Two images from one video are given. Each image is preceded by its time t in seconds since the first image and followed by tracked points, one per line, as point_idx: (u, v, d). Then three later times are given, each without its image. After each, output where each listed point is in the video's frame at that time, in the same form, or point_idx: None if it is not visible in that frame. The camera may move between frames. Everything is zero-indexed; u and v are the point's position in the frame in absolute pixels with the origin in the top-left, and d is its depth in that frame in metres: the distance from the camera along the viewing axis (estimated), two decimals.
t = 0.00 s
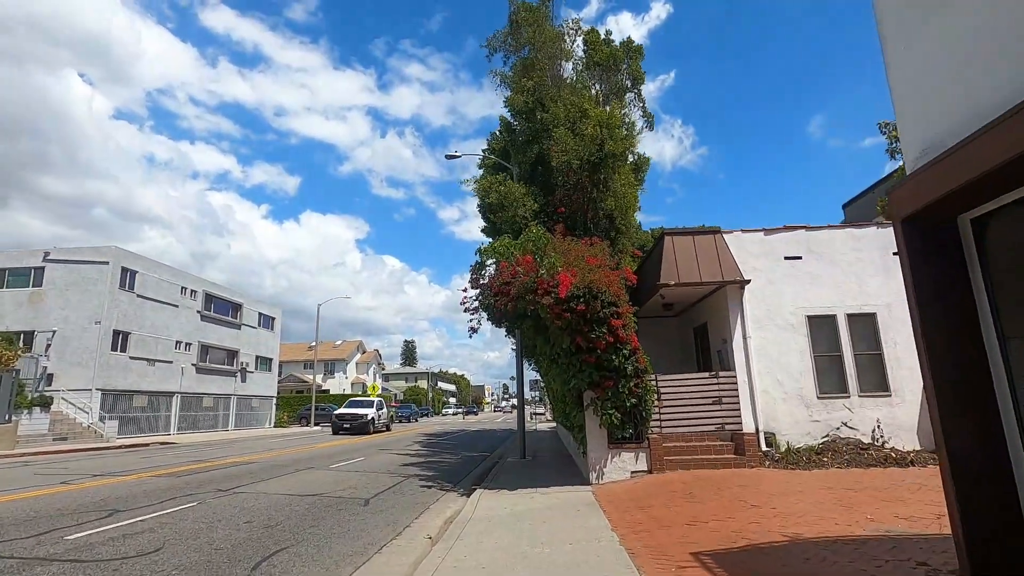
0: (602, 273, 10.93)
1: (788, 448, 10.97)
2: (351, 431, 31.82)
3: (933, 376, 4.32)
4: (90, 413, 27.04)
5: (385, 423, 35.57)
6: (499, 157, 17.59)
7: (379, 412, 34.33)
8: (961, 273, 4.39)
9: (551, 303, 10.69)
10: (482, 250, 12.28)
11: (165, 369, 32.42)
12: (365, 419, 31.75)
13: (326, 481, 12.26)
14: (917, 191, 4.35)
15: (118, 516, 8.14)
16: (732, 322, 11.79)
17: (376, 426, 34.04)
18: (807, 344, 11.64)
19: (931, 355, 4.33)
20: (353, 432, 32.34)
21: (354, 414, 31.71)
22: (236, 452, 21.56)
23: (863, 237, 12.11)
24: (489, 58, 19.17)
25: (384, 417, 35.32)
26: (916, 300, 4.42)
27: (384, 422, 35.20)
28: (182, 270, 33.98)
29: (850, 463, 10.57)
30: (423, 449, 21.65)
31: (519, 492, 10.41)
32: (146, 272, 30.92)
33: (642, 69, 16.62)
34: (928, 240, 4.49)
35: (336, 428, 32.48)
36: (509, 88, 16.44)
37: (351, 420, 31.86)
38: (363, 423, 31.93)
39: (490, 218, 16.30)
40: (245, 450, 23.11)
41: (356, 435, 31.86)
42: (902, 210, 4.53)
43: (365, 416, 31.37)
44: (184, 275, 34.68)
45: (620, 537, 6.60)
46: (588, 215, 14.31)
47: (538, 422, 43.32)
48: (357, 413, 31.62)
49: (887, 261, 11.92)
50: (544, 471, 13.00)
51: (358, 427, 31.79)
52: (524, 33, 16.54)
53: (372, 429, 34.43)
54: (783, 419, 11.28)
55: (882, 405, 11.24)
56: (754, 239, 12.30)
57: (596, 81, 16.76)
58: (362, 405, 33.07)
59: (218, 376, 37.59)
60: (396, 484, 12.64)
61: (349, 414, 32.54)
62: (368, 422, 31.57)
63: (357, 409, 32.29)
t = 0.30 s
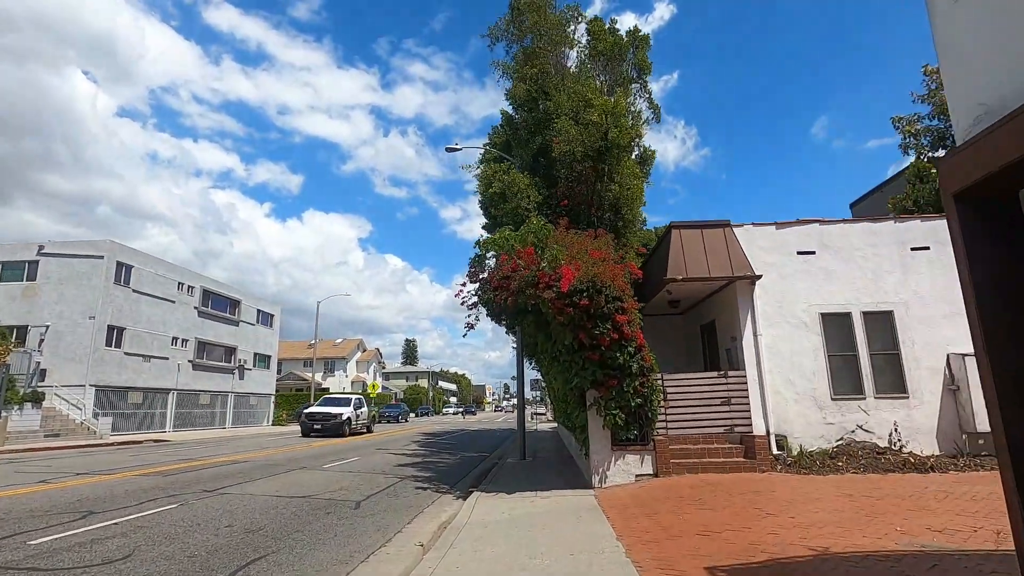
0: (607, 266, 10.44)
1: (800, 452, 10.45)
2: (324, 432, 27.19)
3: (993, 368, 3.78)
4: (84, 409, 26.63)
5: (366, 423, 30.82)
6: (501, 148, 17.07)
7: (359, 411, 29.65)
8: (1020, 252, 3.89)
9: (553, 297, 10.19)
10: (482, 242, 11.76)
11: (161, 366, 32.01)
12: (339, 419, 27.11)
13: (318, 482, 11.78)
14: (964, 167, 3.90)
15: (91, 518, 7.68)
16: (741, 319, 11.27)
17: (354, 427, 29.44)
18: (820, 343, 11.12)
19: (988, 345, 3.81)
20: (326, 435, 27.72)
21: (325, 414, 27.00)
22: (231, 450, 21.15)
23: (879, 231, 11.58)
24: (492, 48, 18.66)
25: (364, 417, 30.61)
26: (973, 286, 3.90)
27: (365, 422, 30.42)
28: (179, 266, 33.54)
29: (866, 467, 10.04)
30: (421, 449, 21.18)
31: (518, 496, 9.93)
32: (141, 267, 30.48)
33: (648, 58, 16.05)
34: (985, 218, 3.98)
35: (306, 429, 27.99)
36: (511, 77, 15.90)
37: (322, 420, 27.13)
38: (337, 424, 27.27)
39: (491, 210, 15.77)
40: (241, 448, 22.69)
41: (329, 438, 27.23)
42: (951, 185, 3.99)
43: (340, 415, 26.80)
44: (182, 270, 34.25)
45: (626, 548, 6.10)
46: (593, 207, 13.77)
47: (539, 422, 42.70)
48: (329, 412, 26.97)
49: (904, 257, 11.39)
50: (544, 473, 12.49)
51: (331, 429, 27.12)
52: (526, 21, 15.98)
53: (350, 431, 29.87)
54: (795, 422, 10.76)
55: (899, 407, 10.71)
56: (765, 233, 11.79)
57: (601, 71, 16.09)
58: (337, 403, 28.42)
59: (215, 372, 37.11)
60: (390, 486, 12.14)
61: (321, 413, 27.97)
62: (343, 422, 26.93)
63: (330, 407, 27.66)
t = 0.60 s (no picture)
0: (608, 262, 9.94)
1: (811, 458, 9.95)
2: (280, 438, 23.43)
3: None
4: (70, 410, 26.02)
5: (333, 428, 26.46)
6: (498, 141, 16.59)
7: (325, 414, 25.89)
8: None
9: (551, 293, 9.67)
10: (477, 235, 11.24)
11: (150, 366, 31.41)
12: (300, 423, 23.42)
13: (302, 487, 11.24)
14: None
15: (53, 527, 7.13)
16: (748, 318, 10.76)
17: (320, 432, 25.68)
18: (830, 344, 10.63)
19: None
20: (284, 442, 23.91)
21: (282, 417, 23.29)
22: (220, 453, 20.57)
23: (891, 228, 11.10)
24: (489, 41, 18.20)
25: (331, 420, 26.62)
26: None
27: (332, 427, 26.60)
28: (170, 264, 32.96)
29: (880, 475, 9.54)
30: (415, 452, 20.61)
31: (514, 504, 9.41)
32: (131, 265, 29.90)
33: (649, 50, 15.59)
34: None
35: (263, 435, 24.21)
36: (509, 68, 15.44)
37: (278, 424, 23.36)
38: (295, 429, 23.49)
39: (487, 204, 15.27)
40: (230, 451, 22.10)
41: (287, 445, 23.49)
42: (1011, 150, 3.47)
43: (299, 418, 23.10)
44: (173, 269, 33.68)
45: (630, 563, 5.59)
46: (592, 200, 13.29)
47: (537, 425, 42.04)
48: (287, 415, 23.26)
49: (918, 254, 10.91)
50: (541, 479, 11.95)
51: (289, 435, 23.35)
52: (524, 11, 15.54)
53: (315, 436, 25.80)
54: (805, 426, 10.26)
55: (914, 412, 10.21)
56: (773, 229, 11.29)
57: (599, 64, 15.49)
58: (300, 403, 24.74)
59: (207, 373, 36.49)
60: (379, 492, 11.59)
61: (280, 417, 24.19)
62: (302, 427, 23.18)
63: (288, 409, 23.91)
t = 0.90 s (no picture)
0: (606, 263, 9.49)
1: (818, 471, 9.45)
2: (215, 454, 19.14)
3: None
4: (51, 419, 25.25)
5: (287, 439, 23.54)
6: (491, 142, 16.12)
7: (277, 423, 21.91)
8: None
9: (545, 296, 9.21)
10: (469, 236, 10.78)
11: (136, 374, 30.66)
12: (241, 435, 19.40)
13: (283, 501, 10.65)
14: None
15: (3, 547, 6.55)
16: (751, 324, 10.29)
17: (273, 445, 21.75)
18: (837, 351, 10.17)
19: None
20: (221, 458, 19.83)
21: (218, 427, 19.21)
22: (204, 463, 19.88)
23: (899, 230, 10.69)
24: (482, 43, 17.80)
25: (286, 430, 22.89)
26: None
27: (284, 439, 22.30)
28: (158, 269, 32.30)
29: (891, 489, 9.05)
30: (406, 463, 19.97)
31: (505, 519, 8.87)
32: (117, 270, 29.22)
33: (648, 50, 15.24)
34: None
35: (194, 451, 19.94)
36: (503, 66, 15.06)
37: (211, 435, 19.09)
38: (232, 441, 19.21)
39: (481, 204, 14.77)
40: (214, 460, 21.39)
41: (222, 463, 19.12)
42: None
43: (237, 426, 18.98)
44: (161, 274, 33.00)
45: None
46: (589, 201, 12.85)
47: (532, 434, 41.28)
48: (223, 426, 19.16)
49: (926, 258, 10.49)
50: (534, 492, 11.37)
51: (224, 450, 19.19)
52: (520, 8, 15.18)
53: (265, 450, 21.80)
54: (811, 437, 9.78)
55: (925, 422, 9.75)
56: (776, 231, 10.85)
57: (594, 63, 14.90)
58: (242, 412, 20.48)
59: (195, 381, 35.70)
60: (364, 505, 11.00)
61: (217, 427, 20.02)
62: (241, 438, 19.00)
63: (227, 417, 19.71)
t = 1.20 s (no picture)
0: (606, 259, 8.98)
1: (831, 480, 8.91)
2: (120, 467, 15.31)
3: None
4: (37, 423, 24.63)
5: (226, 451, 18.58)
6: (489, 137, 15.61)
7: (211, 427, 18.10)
8: None
9: (541, 293, 8.69)
10: (463, 230, 10.27)
11: (127, 378, 30.09)
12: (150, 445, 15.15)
13: (264, 510, 10.10)
14: None
15: None
16: (759, 324, 9.77)
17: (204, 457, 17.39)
18: (850, 353, 9.65)
19: None
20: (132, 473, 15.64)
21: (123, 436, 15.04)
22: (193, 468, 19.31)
23: (914, 226, 10.18)
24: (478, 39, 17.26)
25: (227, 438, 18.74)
26: None
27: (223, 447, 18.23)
28: (150, 271, 31.73)
29: (910, 499, 8.50)
30: (401, 469, 19.41)
31: (498, 531, 8.33)
32: (108, 271, 28.64)
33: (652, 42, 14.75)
34: None
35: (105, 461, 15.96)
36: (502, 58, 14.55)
37: (116, 445, 15.26)
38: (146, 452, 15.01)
39: (477, 201, 14.19)
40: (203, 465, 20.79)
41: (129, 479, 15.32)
42: None
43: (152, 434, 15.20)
44: (154, 275, 32.43)
45: None
46: (590, 196, 12.38)
47: (532, 439, 40.66)
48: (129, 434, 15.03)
49: (943, 255, 9.98)
50: (531, 502, 10.81)
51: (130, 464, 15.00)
52: None
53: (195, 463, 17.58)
54: (823, 444, 9.25)
55: (944, 428, 9.21)
56: (785, 227, 10.35)
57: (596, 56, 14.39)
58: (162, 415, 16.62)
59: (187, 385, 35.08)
60: (352, 515, 10.44)
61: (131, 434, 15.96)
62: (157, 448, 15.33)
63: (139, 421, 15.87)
